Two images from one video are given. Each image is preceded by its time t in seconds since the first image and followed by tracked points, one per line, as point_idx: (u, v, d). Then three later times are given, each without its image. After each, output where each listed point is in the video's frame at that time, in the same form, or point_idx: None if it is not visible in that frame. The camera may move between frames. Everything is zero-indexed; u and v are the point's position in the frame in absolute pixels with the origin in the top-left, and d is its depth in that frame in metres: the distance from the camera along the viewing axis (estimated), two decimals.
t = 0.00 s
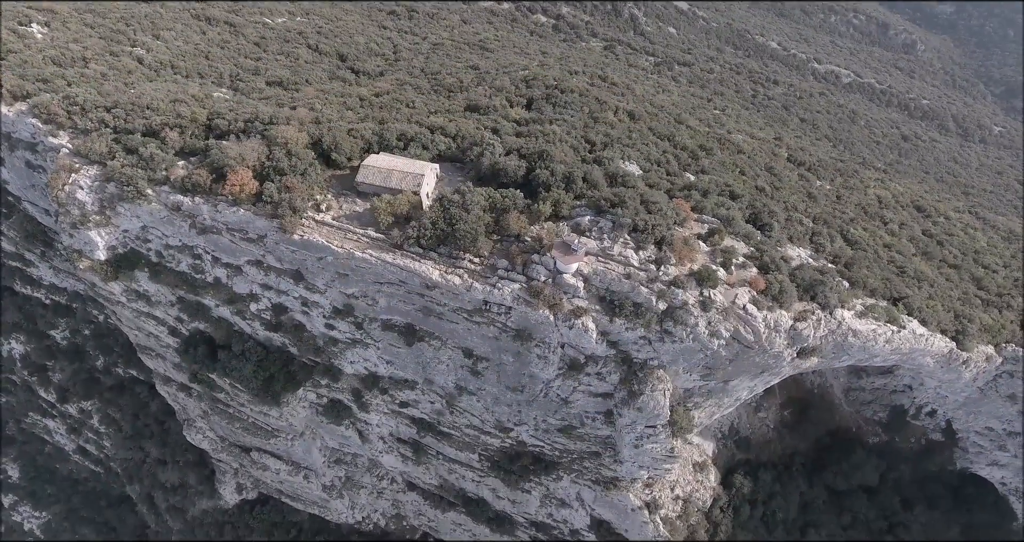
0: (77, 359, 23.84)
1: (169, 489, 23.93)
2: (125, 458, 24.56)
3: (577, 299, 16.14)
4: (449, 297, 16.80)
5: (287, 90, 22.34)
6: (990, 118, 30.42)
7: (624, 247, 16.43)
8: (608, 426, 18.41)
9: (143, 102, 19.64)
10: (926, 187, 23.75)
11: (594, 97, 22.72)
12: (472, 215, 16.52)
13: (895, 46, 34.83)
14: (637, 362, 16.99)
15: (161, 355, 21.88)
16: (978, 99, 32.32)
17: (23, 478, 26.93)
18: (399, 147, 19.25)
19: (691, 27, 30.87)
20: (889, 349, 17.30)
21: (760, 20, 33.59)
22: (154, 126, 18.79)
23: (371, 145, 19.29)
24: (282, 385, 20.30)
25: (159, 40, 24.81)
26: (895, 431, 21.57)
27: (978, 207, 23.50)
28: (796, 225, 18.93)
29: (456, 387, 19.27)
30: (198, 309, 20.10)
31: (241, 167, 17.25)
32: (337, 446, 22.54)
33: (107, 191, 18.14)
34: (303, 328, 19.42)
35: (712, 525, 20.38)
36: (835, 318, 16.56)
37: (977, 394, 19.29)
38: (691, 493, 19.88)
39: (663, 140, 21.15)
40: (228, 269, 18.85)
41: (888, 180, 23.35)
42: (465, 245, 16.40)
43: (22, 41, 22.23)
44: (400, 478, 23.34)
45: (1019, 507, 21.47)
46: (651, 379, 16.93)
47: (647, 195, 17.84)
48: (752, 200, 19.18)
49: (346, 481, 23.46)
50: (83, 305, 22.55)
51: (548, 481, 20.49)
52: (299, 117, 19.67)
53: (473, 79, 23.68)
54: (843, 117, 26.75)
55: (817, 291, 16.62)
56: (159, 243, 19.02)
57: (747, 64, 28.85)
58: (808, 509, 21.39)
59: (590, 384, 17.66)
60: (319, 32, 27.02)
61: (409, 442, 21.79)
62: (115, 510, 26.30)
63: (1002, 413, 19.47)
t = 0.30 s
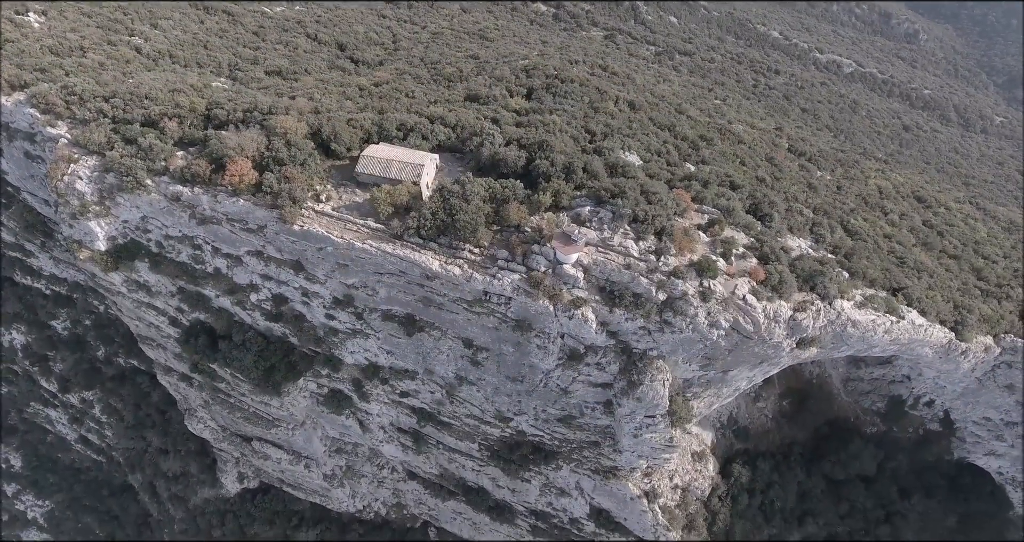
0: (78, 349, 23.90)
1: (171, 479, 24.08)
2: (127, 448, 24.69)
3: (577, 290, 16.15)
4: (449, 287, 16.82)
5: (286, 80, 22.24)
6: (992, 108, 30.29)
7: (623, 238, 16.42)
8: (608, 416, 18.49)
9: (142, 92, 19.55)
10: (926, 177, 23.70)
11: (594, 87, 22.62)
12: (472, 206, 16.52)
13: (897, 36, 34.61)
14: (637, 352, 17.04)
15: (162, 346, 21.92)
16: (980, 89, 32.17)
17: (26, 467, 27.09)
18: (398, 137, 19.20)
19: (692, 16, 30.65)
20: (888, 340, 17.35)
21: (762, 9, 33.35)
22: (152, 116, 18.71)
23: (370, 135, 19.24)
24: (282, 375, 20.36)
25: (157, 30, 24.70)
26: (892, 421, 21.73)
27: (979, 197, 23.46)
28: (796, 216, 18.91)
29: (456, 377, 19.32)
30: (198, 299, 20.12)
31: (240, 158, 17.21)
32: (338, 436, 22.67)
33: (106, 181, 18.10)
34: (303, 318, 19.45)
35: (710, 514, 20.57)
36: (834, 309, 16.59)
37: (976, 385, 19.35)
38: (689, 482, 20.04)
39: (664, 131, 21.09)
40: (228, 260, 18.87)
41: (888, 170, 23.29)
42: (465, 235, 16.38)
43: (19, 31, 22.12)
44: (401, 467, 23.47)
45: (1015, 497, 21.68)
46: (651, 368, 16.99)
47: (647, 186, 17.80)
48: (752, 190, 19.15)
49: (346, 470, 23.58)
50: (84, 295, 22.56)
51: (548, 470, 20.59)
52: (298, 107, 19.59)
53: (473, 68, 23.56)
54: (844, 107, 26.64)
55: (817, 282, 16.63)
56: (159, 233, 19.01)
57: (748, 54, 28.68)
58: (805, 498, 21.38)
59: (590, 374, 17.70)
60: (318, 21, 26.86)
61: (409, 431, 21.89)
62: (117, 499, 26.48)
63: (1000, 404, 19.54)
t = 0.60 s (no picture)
0: (80, 338, 23.97)
1: (174, 466, 24.24)
2: (129, 436, 24.86)
3: (577, 278, 16.14)
4: (449, 276, 16.83)
5: (284, 68, 22.10)
6: (994, 96, 30.13)
7: (623, 226, 16.40)
8: (607, 404, 18.58)
9: (140, 80, 19.45)
10: (927, 166, 23.64)
11: (595, 74, 22.49)
12: (472, 195, 16.50)
13: (899, 23, 34.33)
14: (637, 340, 17.07)
15: (163, 335, 21.97)
16: (982, 77, 31.99)
17: (28, 455, 27.28)
18: (398, 126, 19.12)
19: (693, 3, 30.38)
20: (887, 328, 17.42)
21: None
22: (150, 105, 18.62)
23: (369, 123, 19.17)
24: (283, 364, 20.45)
25: (154, 17, 24.53)
26: (890, 409, 21.84)
27: (979, 186, 23.40)
28: (797, 204, 18.88)
29: (456, 366, 19.39)
30: (199, 288, 20.15)
31: (240, 146, 17.17)
32: (339, 424, 22.80)
33: (105, 170, 18.06)
34: (303, 307, 19.49)
35: (709, 501, 20.68)
36: (834, 298, 16.61)
37: (974, 373, 19.40)
38: (688, 469, 20.16)
39: (664, 119, 21.00)
40: (228, 249, 18.86)
41: (889, 159, 23.23)
42: (465, 224, 16.36)
43: (15, 18, 21.97)
44: (402, 455, 23.63)
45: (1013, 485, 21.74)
46: (650, 356, 17.06)
47: (647, 174, 17.75)
48: (753, 179, 19.10)
49: (347, 458, 23.77)
50: (84, 284, 22.56)
51: (547, 458, 20.74)
52: (297, 95, 19.49)
53: (473, 56, 23.40)
54: (845, 95, 26.49)
55: (817, 270, 16.64)
56: (159, 222, 18.99)
57: (749, 41, 28.46)
58: (803, 485, 21.67)
59: (590, 362, 17.73)
60: (316, 8, 26.67)
61: (409, 419, 22.01)
62: (120, 486, 26.70)
63: (998, 392, 19.61)
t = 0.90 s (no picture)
0: (80, 328, 24.02)
1: (175, 455, 24.36)
2: (131, 426, 24.98)
3: (576, 268, 16.16)
4: (449, 267, 16.82)
5: (283, 57, 21.99)
6: (997, 85, 29.98)
7: (623, 216, 16.38)
8: (607, 393, 18.65)
9: (138, 70, 19.36)
10: (928, 156, 23.57)
11: (595, 63, 22.37)
12: (472, 185, 16.48)
13: (902, 11, 34.07)
14: (636, 331, 17.05)
15: (163, 325, 22.01)
16: (985, 66, 31.80)
17: (31, 444, 27.43)
18: (398, 115, 19.05)
19: None
20: (886, 319, 17.46)
21: None
22: (149, 94, 18.54)
23: (369, 113, 19.09)
24: (284, 354, 20.50)
25: (152, 6, 24.38)
26: (889, 399, 21.81)
27: (981, 176, 23.35)
28: (797, 194, 18.86)
29: (456, 355, 19.43)
30: (199, 279, 20.15)
31: (238, 136, 17.12)
32: (339, 413, 22.89)
33: (104, 160, 18.02)
34: (303, 297, 19.50)
35: (708, 490, 20.81)
36: (833, 288, 16.64)
37: (973, 363, 19.44)
38: (687, 458, 20.23)
39: (665, 108, 20.91)
40: (228, 239, 18.86)
41: (890, 149, 23.16)
42: (465, 214, 16.35)
43: (12, 7, 21.84)
44: (402, 444, 23.77)
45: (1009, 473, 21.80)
46: (650, 346, 17.05)
47: (647, 164, 17.70)
48: (753, 168, 19.05)
49: (348, 447, 23.91)
50: (84, 275, 22.57)
51: (547, 447, 20.85)
52: (296, 84, 19.40)
53: (473, 45, 23.27)
54: (847, 84, 26.36)
55: (817, 261, 16.63)
56: (158, 212, 18.96)
57: (751, 30, 28.27)
58: (801, 474, 21.79)
59: (590, 352, 17.78)
60: None
61: (409, 409, 22.12)
62: (123, 475, 26.90)
63: (996, 382, 19.67)
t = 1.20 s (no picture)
0: (81, 317, 24.02)
1: (177, 443, 24.47)
2: (133, 414, 25.12)
3: (576, 257, 16.17)
4: (449, 255, 16.81)
5: (282, 44, 21.85)
6: (1000, 73, 29.79)
7: (624, 205, 16.35)
8: (606, 381, 18.72)
9: (136, 57, 19.24)
10: (930, 144, 23.50)
11: (596, 51, 22.23)
12: (471, 173, 16.44)
13: None
14: (636, 319, 17.11)
15: (164, 313, 22.05)
16: (988, 54, 31.57)
17: (33, 432, 27.59)
18: (397, 103, 18.96)
19: None
20: (885, 307, 17.50)
21: None
22: (147, 82, 18.42)
23: (368, 101, 18.99)
24: (284, 342, 20.55)
25: None
26: (887, 387, 21.85)
27: (982, 165, 23.28)
28: (798, 183, 18.81)
29: (456, 344, 19.48)
30: (199, 267, 20.16)
31: (237, 125, 17.07)
32: (340, 402, 23.01)
33: (102, 149, 17.96)
34: (303, 286, 19.52)
35: (706, 476, 21.01)
36: (832, 277, 16.67)
37: (971, 352, 19.48)
38: (686, 446, 20.35)
39: (666, 96, 20.80)
40: (228, 228, 18.84)
41: (892, 137, 23.08)
42: (465, 203, 16.33)
43: None
44: (403, 432, 23.92)
45: (1005, 461, 21.91)
46: (650, 335, 17.07)
47: (647, 153, 17.63)
48: (754, 157, 18.99)
49: (349, 435, 24.06)
50: (84, 264, 22.53)
51: (547, 434, 20.98)
52: (295, 72, 19.28)
53: (473, 32, 23.09)
54: (849, 72, 26.21)
55: (817, 250, 16.63)
56: (158, 201, 18.92)
57: (753, 17, 28.03)
58: (799, 461, 21.94)
59: (590, 340, 17.84)
60: None
61: (410, 397, 22.24)
62: (125, 463, 27.11)
63: (994, 371, 19.72)
